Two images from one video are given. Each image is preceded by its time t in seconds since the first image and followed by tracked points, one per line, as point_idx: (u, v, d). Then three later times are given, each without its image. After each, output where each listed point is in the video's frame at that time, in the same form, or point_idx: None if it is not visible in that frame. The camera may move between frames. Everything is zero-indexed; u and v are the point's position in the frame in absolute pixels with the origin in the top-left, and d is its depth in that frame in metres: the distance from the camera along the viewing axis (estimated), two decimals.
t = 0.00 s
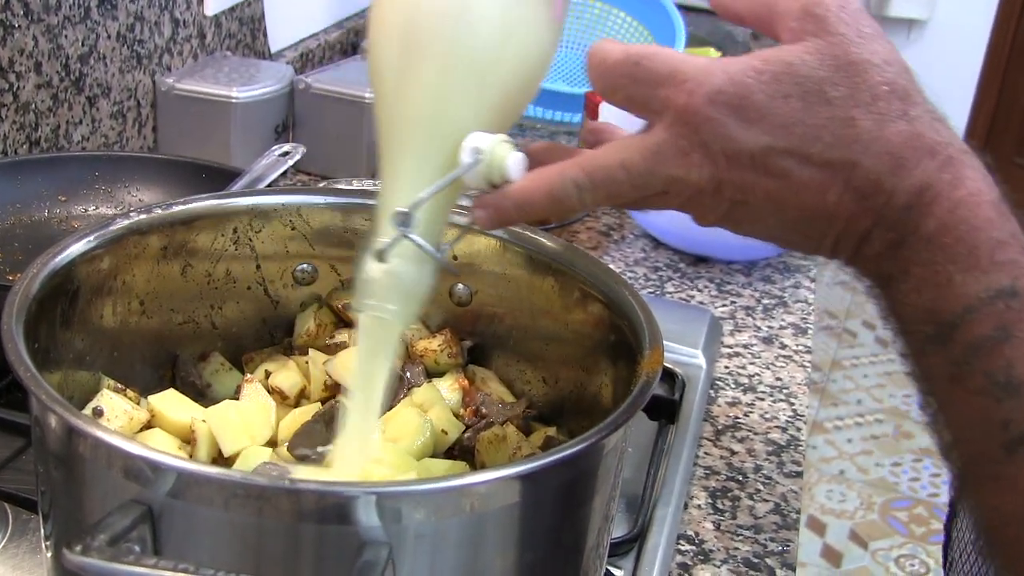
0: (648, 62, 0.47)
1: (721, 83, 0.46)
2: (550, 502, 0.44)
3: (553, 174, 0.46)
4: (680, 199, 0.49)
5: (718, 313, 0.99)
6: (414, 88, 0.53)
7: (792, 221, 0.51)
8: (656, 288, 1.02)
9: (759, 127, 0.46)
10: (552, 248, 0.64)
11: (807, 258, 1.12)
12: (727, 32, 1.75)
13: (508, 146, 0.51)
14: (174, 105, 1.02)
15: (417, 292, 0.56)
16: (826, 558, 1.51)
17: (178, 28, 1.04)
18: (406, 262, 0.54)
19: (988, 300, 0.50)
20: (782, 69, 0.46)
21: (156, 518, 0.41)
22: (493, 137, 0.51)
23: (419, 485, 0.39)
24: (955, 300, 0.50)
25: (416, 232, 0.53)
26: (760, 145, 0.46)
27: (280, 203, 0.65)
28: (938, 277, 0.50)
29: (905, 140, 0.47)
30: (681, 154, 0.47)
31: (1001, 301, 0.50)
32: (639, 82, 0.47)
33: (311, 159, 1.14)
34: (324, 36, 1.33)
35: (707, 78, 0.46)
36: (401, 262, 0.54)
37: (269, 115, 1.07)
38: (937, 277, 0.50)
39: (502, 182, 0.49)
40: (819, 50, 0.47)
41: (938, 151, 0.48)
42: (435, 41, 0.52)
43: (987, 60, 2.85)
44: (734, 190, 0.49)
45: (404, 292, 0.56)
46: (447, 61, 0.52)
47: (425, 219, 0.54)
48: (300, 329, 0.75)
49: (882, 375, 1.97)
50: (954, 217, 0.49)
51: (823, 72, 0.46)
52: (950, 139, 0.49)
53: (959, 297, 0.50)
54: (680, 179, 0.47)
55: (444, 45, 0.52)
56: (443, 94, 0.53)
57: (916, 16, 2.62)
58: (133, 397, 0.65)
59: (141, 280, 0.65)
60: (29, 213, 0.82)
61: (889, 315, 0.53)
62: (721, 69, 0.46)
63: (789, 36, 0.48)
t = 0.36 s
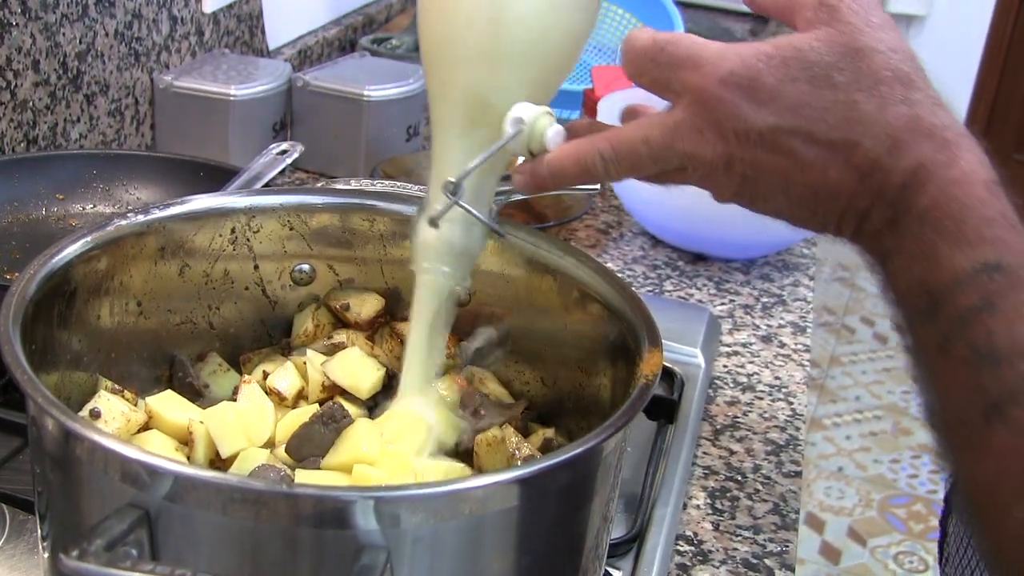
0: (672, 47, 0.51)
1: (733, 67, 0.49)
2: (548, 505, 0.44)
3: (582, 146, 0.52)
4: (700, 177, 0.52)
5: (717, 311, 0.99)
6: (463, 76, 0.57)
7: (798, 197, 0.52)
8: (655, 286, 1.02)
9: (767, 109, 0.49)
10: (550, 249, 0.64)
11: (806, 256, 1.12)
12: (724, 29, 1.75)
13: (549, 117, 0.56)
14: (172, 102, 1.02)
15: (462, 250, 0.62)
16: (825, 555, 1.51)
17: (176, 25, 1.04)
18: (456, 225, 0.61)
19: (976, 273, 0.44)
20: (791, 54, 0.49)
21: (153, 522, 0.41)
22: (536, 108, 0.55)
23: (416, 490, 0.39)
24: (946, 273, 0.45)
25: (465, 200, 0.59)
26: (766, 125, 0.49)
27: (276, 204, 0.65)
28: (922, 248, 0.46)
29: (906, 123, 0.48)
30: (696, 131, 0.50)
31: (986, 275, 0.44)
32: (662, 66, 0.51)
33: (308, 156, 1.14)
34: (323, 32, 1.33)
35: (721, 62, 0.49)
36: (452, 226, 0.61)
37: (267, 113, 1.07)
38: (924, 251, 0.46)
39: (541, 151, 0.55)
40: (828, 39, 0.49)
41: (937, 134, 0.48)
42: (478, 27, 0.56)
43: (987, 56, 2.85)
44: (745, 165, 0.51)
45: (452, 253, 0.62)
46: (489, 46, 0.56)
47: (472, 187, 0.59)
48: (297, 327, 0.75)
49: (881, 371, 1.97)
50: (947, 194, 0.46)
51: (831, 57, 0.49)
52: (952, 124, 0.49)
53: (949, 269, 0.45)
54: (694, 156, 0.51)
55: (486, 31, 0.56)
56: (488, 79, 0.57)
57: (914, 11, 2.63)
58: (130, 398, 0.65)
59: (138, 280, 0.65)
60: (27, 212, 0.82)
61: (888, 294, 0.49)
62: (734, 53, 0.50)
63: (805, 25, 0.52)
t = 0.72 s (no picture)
0: (593, 19, 0.56)
1: (653, 35, 0.54)
2: (545, 510, 0.44)
3: (509, 118, 0.55)
4: (619, 142, 0.58)
5: (715, 314, 0.99)
6: (399, 46, 0.58)
7: (720, 164, 0.58)
8: (653, 288, 1.02)
9: (686, 75, 0.54)
10: (548, 251, 0.64)
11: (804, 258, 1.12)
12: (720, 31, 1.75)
13: (477, 92, 0.58)
14: (171, 104, 1.02)
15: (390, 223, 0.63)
16: (823, 557, 1.51)
17: (175, 27, 1.04)
18: (381, 194, 0.61)
19: (892, 231, 0.50)
20: (710, 23, 0.54)
21: (150, 525, 0.41)
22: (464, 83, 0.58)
23: (414, 494, 0.39)
24: (864, 231, 0.51)
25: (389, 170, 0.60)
26: (687, 91, 0.54)
27: (274, 206, 0.65)
28: (840, 207, 0.53)
29: (820, 87, 0.53)
30: (618, 98, 0.56)
31: (901, 234, 0.50)
32: (586, 37, 0.56)
33: (307, 158, 1.14)
34: (322, 34, 1.33)
35: (641, 30, 0.55)
36: (375, 195, 0.61)
37: (266, 115, 1.06)
38: (845, 209, 0.52)
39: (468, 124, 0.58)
40: (745, 7, 0.54)
41: (852, 97, 0.54)
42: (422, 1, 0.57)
43: (984, 57, 2.86)
44: (666, 131, 0.57)
45: (378, 221, 0.62)
46: (431, 20, 0.58)
47: (398, 155, 0.59)
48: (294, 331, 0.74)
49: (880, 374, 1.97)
50: (862, 155, 0.52)
51: (749, 24, 0.54)
52: (865, 89, 0.55)
53: (868, 228, 0.51)
54: (613, 121, 0.56)
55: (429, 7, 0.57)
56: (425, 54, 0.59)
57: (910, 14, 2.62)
58: (128, 401, 0.65)
59: (136, 282, 0.65)
60: (25, 213, 0.81)
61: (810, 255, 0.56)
62: (656, 22, 0.55)
63: None
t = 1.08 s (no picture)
0: (538, 29, 0.54)
1: (605, 44, 0.53)
2: (544, 505, 0.44)
3: (455, 138, 0.53)
4: (574, 157, 0.56)
5: (713, 312, 0.99)
6: (347, 57, 0.55)
7: (681, 172, 0.58)
8: (652, 286, 1.02)
9: (641, 84, 0.54)
10: (546, 248, 0.64)
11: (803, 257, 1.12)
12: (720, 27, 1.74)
13: (419, 111, 0.55)
14: (169, 102, 1.02)
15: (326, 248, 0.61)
16: (822, 556, 1.51)
17: (174, 25, 1.04)
18: (317, 219, 0.59)
19: (868, 243, 0.52)
20: (663, 27, 0.54)
21: (148, 522, 0.41)
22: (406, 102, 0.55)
23: (412, 490, 0.39)
24: (839, 244, 0.53)
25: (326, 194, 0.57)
26: (644, 100, 0.54)
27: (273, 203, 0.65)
28: (816, 217, 0.54)
29: (783, 91, 0.54)
30: (571, 112, 0.54)
31: (879, 243, 0.52)
32: (532, 48, 0.54)
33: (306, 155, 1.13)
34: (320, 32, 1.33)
35: (592, 39, 0.53)
36: (312, 220, 0.59)
37: (266, 113, 1.06)
38: (818, 221, 0.54)
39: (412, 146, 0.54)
40: (701, 9, 0.55)
41: (818, 100, 0.55)
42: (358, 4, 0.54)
43: (983, 54, 2.85)
44: (623, 144, 0.56)
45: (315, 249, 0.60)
46: (368, 26, 0.55)
47: (336, 180, 0.57)
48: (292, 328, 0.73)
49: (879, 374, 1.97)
50: (834, 160, 0.54)
51: (705, 29, 0.54)
52: (830, 90, 0.56)
53: (841, 241, 0.53)
54: (569, 137, 0.54)
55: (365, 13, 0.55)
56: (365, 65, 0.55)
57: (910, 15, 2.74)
58: (127, 399, 0.65)
59: (134, 280, 0.65)
60: (23, 211, 0.81)
61: (782, 265, 0.57)
62: (607, 30, 0.53)
63: None
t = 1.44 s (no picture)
0: (487, 53, 0.48)
1: (563, 68, 0.46)
2: (542, 499, 0.44)
3: (399, 175, 0.48)
4: (530, 191, 0.50)
5: (711, 309, 0.99)
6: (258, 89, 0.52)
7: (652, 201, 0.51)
8: (649, 283, 1.02)
9: (604, 111, 0.47)
10: (542, 244, 0.64)
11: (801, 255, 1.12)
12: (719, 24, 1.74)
13: (350, 149, 0.51)
14: (166, 99, 1.02)
15: (244, 297, 0.56)
16: (820, 553, 1.52)
17: (171, 22, 1.04)
18: (237, 264, 0.55)
19: (858, 271, 0.49)
20: (623, 48, 0.47)
21: (146, 515, 0.41)
22: (334, 142, 0.51)
23: (409, 484, 0.39)
24: (822, 273, 0.49)
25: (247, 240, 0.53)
26: (607, 128, 0.47)
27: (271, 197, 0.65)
28: (804, 249, 0.50)
29: (757, 112, 0.48)
30: (527, 143, 0.48)
31: (871, 272, 0.48)
32: (478, 74, 0.48)
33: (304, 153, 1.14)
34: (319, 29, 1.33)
35: (548, 62, 0.46)
36: (230, 266, 0.55)
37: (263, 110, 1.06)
38: (806, 251, 0.49)
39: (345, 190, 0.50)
40: (662, 26, 0.47)
41: (793, 120, 0.49)
42: (276, 40, 0.52)
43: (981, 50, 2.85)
44: (586, 176, 0.50)
45: (235, 296, 0.56)
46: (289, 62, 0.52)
47: (257, 225, 0.54)
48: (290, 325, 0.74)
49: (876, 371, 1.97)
50: (815, 185, 0.49)
51: (668, 47, 0.47)
52: (804, 108, 0.51)
53: (826, 268, 0.49)
54: (529, 171, 0.49)
55: (290, 45, 0.52)
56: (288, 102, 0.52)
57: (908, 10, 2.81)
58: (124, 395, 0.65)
59: (131, 276, 0.65)
60: (21, 208, 0.81)
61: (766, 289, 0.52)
62: (562, 51, 0.47)
63: (633, 15, 0.49)
